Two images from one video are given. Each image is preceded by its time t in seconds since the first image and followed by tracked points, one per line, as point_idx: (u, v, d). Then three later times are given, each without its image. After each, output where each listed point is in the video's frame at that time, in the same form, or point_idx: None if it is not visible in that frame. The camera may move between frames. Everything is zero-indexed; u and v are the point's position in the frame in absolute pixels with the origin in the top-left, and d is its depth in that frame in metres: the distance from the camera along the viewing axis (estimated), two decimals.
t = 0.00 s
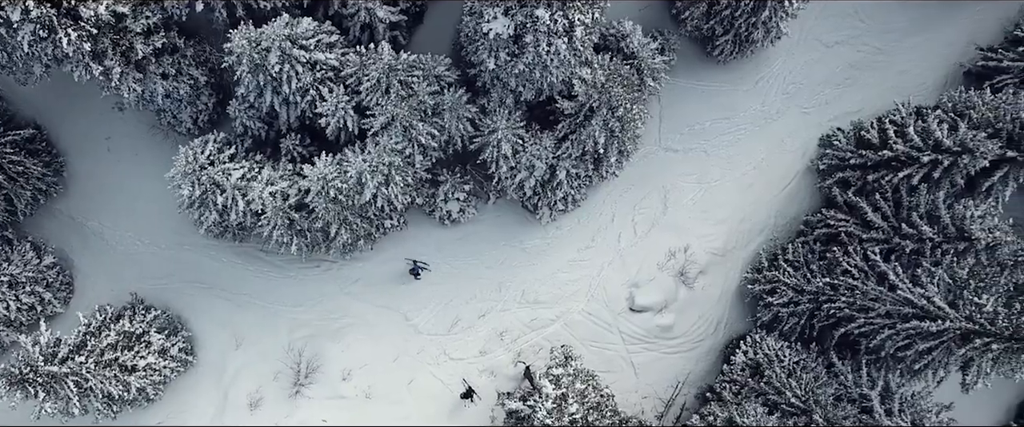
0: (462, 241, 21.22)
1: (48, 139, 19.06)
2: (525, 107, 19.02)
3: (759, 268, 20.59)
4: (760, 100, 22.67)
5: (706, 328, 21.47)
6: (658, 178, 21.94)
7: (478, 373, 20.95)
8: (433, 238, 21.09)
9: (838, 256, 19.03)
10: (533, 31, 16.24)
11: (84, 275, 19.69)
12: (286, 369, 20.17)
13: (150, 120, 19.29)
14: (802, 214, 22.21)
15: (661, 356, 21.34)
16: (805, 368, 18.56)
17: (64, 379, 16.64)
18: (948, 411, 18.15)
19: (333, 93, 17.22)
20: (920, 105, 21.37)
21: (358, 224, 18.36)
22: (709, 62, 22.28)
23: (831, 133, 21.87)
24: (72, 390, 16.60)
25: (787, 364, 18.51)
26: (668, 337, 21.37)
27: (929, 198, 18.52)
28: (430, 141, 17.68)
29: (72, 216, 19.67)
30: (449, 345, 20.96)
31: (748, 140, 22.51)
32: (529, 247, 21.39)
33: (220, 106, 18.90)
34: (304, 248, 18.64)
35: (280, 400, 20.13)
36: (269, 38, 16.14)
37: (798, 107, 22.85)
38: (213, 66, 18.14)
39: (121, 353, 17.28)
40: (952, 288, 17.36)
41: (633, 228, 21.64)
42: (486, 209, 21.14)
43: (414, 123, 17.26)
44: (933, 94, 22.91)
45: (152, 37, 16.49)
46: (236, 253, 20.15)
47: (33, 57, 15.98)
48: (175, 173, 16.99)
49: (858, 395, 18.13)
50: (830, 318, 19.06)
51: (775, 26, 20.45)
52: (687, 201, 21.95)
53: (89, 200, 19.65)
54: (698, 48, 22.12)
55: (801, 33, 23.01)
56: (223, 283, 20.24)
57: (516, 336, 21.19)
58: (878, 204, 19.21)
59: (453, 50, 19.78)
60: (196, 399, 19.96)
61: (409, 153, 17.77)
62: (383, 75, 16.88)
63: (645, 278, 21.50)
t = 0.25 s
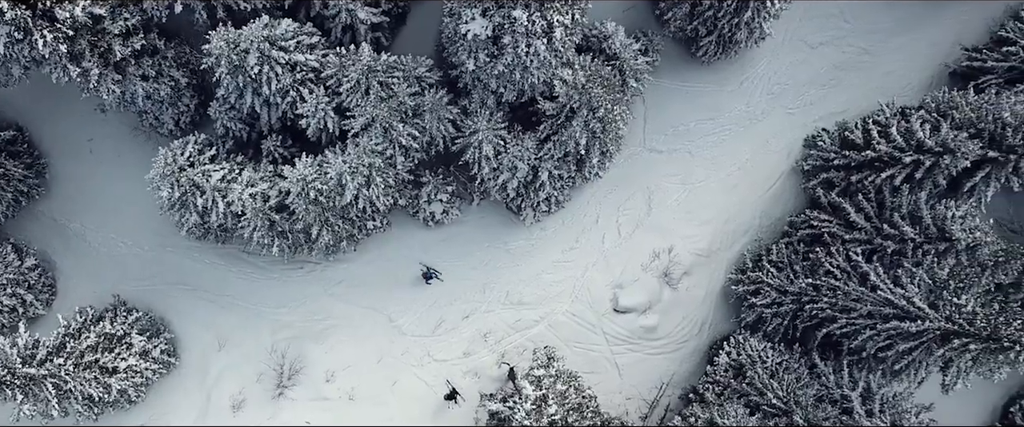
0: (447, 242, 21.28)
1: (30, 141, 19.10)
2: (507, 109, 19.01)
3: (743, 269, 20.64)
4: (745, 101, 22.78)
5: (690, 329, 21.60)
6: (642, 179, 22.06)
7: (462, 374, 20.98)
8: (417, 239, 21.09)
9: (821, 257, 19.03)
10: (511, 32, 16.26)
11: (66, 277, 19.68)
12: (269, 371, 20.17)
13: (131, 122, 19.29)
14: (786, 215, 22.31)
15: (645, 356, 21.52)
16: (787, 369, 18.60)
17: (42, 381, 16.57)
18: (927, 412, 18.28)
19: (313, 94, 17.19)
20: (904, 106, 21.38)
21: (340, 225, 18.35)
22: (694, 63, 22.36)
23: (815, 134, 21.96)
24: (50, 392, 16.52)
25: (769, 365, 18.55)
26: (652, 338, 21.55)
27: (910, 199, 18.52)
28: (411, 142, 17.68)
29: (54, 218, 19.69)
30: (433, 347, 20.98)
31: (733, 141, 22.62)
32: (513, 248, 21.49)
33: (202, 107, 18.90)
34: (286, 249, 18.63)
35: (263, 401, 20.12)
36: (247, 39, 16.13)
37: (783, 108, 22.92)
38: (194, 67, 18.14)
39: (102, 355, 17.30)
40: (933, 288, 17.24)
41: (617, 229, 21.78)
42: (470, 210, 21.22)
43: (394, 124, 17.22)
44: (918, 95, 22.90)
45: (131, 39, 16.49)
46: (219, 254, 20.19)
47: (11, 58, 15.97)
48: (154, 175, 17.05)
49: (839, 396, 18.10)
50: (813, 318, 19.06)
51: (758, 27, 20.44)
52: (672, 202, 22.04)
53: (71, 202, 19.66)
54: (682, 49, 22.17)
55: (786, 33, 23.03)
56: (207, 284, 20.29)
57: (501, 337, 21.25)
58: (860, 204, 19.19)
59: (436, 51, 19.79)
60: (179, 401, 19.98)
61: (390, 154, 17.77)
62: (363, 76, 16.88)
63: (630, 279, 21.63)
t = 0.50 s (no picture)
0: (430, 244, 21.30)
1: (11, 143, 19.11)
2: (488, 110, 19.00)
3: (725, 270, 20.67)
4: (728, 102, 22.79)
5: (673, 330, 21.64)
6: (626, 181, 22.13)
7: (445, 376, 20.97)
8: (400, 240, 21.13)
9: (802, 258, 19.03)
10: (488, 33, 16.26)
11: (46, 280, 19.63)
12: (251, 373, 20.17)
13: (112, 124, 19.32)
14: (770, 217, 22.33)
15: (628, 358, 21.56)
16: (768, 370, 18.60)
17: (19, 383, 16.59)
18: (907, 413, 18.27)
19: (292, 96, 17.17)
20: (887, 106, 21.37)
21: (320, 227, 18.33)
22: (677, 64, 22.37)
23: (799, 135, 21.98)
24: (27, 394, 16.57)
25: (750, 366, 18.54)
26: (635, 339, 21.59)
27: (892, 201, 18.42)
28: (391, 144, 17.67)
29: (35, 221, 19.67)
30: (416, 349, 20.98)
31: (716, 142, 22.64)
32: (495, 249, 21.55)
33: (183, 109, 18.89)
34: (267, 250, 18.62)
35: (245, 404, 20.12)
36: (225, 41, 16.12)
37: (767, 109, 22.93)
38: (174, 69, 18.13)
39: (81, 357, 17.27)
40: (912, 289, 17.32)
41: (600, 231, 21.87)
42: (453, 211, 21.28)
43: (373, 126, 17.20)
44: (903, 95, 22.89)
45: (109, 41, 16.49)
46: (202, 256, 20.22)
47: None
48: (132, 176, 17.03)
49: (819, 397, 18.07)
50: (794, 320, 19.02)
51: (740, 28, 20.45)
52: (655, 204, 22.12)
53: (52, 204, 19.66)
54: (666, 50, 22.19)
55: (770, 34, 23.05)
56: (189, 287, 20.30)
57: (483, 339, 21.27)
58: (841, 205, 19.19)
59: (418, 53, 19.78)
60: (160, 404, 19.95)
61: (370, 156, 17.76)
62: (341, 78, 16.85)
63: (613, 281, 21.71)
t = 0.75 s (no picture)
0: (412, 245, 21.31)
1: None
2: (468, 111, 18.99)
3: (707, 271, 20.68)
4: (712, 103, 22.79)
5: (656, 331, 21.70)
6: (608, 182, 22.17)
7: (427, 377, 20.98)
8: (382, 242, 21.15)
9: (783, 259, 19.02)
10: (463, 35, 16.27)
11: (28, 282, 19.63)
12: (233, 375, 20.18)
13: (92, 126, 19.31)
14: (753, 218, 22.33)
15: (611, 359, 21.63)
16: (749, 371, 18.59)
17: None
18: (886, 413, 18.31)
19: (270, 98, 17.17)
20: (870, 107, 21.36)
21: (300, 228, 18.32)
22: (660, 65, 22.36)
23: (782, 136, 21.99)
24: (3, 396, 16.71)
25: (731, 367, 18.52)
26: (618, 340, 21.67)
27: (871, 202, 18.50)
28: (369, 146, 17.66)
29: (17, 223, 19.69)
30: (398, 350, 20.96)
31: (700, 143, 22.64)
32: (478, 251, 21.58)
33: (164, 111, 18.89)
34: (247, 252, 18.62)
35: (226, 406, 20.13)
36: (201, 43, 16.11)
37: (751, 110, 22.93)
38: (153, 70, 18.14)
39: (60, 359, 17.27)
40: (890, 290, 17.33)
41: (582, 232, 21.93)
42: (436, 213, 21.30)
43: (351, 128, 17.19)
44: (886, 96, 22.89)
45: (86, 43, 16.52)
46: (183, 258, 20.22)
47: None
48: (110, 178, 17.03)
49: (798, 398, 18.06)
50: (775, 321, 18.96)
51: (721, 29, 20.45)
52: (638, 205, 22.15)
53: (33, 206, 19.66)
54: (649, 51, 22.18)
55: (754, 35, 23.05)
56: (170, 288, 20.29)
57: (466, 340, 21.29)
58: (822, 206, 19.18)
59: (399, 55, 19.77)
60: (141, 405, 19.94)
61: (349, 157, 17.76)
62: (318, 80, 16.84)
63: (596, 282, 21.77)
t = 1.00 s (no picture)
0: (393, 246, 21.32)
1: None
2: (447, 113, 18.98)
3: (689, 272, 20.69)
4: (695, 104, 22.80)
5: (637, 332, 21.78)
6: (589, 183, 22.23)
7: (409, 378, 20.98)
8: (363, 243, 21.17)
9: (762, 260, 19.02)
10: (436, 36, 16.31)
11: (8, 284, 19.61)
12: (213, 376, 20.20)
13: (72, 127, 19.31)
14: (735, 218, 22.36)
15: (593, 360, 21.71)
16: (728, 372, 18.58)
17: None
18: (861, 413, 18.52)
19: (247, 99, 17.15)
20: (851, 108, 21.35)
21: (278, 230, 18.29)
22: (642, 66, 22.35)
23: (764, 136, 22.01)
24: None
25: (710, 367, 18.48)
26: (599, 341, 21.75)
27: (849, 203, 18.52)
28: (347, 147, 17.65)
29: None
30: (379, 351, 20.95)
31: (682, 144, 22.65)
32: (459, 252, 21.63)
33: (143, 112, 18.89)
34: (226, 253, 18.63)
35: (207, 407, 20.17)
36: (175, 44, 16.10)
37: (733, 110, 22.94)
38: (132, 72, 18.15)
39: (37, 361, 17.25)
40: (867, 291, 17.35)
41: (564, 233, 22.01)
42: (417, 214, 21.35)
43: (327, 129, 17.17)
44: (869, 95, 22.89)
45: (61, 45, 16.52)
46: (163, 259, 20.23)
47: None
48: (86, 180, 17.02)
49: (776, 399, 18.08)
50: (754, 321, 18.92)
51: (701, 30, 20.45)
52: (620, 206, 22.21)
53: (13, 208, 19.65)
54: (631, 52, 22.20)
55: (736, 36, 23.09)
56: (150, 290, 20.29)
57: (447, 341, 21.31)
58: (801, 207, 19.16)
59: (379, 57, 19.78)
60: (121, 407, 19.95)
61: (327, 158, 17.76)
62: (293, 81, 16.82)
63: (577, 284, 21.87)
